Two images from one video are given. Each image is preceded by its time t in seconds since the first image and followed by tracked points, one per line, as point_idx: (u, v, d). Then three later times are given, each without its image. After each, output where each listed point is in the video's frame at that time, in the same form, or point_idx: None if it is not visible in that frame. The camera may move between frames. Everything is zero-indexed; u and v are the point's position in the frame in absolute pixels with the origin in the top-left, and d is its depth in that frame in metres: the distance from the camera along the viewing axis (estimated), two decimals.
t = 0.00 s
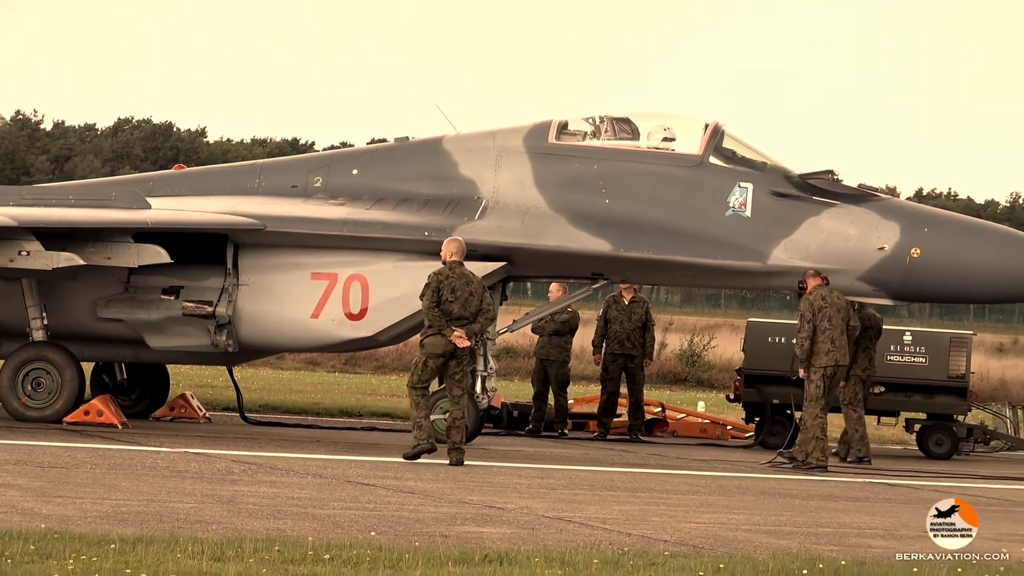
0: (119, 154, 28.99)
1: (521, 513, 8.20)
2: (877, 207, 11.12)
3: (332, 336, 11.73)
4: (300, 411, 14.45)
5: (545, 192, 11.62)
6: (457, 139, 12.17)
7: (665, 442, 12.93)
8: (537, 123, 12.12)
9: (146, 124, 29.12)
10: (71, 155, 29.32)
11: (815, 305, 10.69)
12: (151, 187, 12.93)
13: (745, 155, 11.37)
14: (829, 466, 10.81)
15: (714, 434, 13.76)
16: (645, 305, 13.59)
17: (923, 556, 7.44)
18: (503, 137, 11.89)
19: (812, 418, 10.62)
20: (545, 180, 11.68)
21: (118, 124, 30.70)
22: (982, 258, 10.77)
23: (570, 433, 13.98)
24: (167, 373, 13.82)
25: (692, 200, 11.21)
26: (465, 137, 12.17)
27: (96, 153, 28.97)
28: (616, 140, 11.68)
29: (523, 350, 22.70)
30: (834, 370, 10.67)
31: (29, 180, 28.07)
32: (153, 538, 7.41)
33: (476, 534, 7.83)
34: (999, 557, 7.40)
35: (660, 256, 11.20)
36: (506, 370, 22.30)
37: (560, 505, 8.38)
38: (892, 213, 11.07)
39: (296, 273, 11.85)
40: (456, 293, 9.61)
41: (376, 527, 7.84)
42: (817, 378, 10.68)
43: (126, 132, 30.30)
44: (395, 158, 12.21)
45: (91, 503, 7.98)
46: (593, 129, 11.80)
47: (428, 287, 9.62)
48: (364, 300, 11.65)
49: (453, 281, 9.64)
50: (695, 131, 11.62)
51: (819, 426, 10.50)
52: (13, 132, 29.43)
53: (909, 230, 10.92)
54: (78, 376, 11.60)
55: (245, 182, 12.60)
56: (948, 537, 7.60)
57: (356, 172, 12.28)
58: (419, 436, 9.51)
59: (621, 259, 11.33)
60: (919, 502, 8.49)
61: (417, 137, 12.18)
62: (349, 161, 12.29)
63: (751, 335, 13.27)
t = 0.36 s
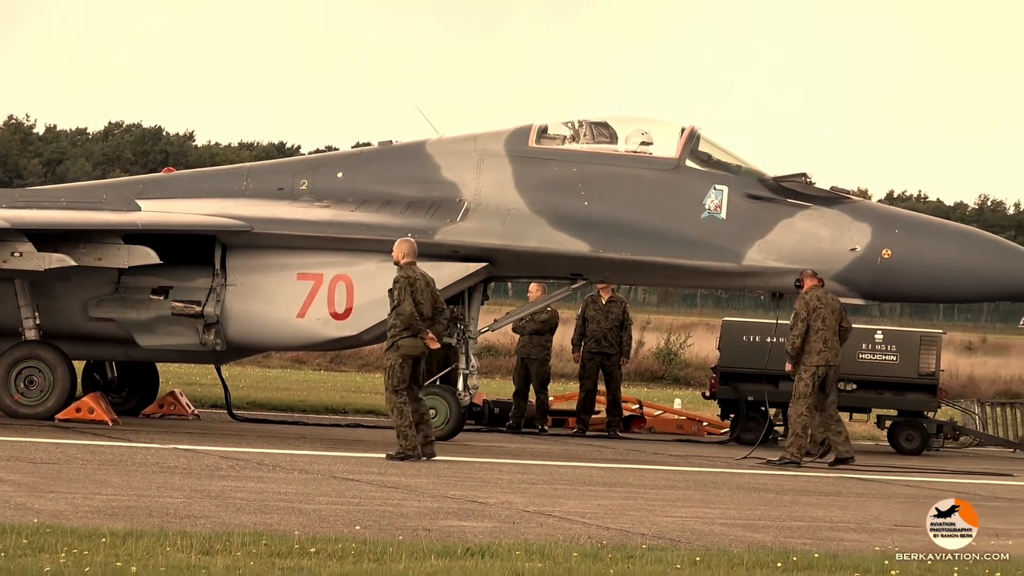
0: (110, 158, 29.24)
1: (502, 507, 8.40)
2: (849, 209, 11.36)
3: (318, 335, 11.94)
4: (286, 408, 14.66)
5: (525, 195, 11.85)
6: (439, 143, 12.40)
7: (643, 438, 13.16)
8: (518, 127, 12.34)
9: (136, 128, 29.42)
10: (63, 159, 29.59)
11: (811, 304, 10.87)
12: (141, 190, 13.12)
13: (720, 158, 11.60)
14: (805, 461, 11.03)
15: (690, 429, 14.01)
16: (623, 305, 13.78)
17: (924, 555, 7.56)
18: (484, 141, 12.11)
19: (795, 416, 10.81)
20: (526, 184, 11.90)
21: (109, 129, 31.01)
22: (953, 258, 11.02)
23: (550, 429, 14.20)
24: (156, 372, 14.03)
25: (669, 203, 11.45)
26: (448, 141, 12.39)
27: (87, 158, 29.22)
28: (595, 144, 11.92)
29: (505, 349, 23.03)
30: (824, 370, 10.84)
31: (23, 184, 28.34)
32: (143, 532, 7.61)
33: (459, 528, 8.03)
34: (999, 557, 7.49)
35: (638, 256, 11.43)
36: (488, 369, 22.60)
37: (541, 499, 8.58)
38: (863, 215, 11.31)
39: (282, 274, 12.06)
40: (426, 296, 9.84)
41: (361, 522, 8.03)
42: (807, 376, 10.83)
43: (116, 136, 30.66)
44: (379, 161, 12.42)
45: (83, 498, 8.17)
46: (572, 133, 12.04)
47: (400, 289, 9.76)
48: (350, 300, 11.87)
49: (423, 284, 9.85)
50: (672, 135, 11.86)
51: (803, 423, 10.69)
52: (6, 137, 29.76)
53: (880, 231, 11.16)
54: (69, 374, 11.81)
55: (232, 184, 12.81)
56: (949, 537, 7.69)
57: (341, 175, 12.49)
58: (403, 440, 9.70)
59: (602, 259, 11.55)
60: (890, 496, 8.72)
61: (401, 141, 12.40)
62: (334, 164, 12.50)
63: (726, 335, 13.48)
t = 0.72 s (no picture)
0: (102, 160, 29.49)
1: (485, 501, 8.60)
2: (823, 209, 11.56)
3: (305, 334, 12.13)
4: (274, 403, 14.91)
5: (507, 195, 12.06)
6: (423, 145, 12.61)
7: (623, 433, 13.40)
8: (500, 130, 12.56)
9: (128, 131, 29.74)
10: (56, 161, 29.87)
11: (818, 305, 11.14)
12: (132, 191, 13.32)
13: (696, 160, 11.81)
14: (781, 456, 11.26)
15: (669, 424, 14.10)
16: (602, 303, 14.00)
17: (922, 555, 7.72)
18: (467, 143, 12.33)
19: (791, 410, 11.10)
20: (507, 186, 12.11)
21: (101, 132, 31.25)
22: (925, 258, 11.23)
23: (532, 425, 14.43)
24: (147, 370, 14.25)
25: (648, 204, 11.66)
26: (431, 143, 12.61)
27: (79, 160, 29.45)
28: (575, 147, 12.14)
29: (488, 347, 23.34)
30: (824, 370, 11.13)
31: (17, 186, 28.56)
32: (134, 526, 7.80)
33: (443, 522, 8.23)
34: (999, 557, 7.62)
35: (618, 256, 11.65)
36: (471, 366, 22.90)
37: (523, 493, 8.79)
38: (837, 215, 11.53)
39: (270, 273, 12.27)
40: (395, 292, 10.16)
41: (348, 515, 8.23)
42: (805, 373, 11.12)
43: (108, 139, 30.92)
44: (365, 163, 12.64)
45: (76, 492, 8.37)
46: (552, 136, 12.26)
47: (375, 288, 9.97)
48: (336, 299, 12.08)
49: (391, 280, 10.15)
50: (651, 138, 12.08)
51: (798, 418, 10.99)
52: None
53: (853, 231, 11.37)
54: (62, 371, 12.02)
55: (220, 186, 13.02)
56: (948, 537, 7.82)
57: (327, 177, 12.70)
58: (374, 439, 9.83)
59: (585, 259, 11.77)
60: (863, 490, 8.94)
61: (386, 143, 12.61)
62: (320, 166, 12.71)
63: (703, 331, 13.98)
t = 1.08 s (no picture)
0: (96, 162, 29.73)
1: (470, 494, 8.82)
2: (800, 209, 11.80)
3: (295, 330, 12.33)
4: (265, 400, 15.23)
5: (492, 195, 12.29)
6: (410, 146, 12.85)
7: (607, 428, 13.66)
8: (485, 131, 12.79)
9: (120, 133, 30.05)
10: (50, 163, 30.15)
11: (806, 300, 11.53)
12: (125, 191, 13.51)
13: (677, 160, 12.05)
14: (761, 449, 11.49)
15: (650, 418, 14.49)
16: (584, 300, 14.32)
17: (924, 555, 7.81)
18: (453, 144, 12.56)
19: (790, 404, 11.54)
20: (491, 186, 12.34)
21: (97, 134, 31.51)
22: (900, 257, 11.47)
23: (516, 419, 14.69)
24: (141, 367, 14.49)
25: (628, 203, 11.90)
26: (418, 144, 12.83)
27: (73, 160, 29.68)
28: (558, 148, 12.38)
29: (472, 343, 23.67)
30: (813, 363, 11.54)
31: (15, 188, 28.79)
32: (128, 518, 7.99)
33: (430, 514, 8.44)
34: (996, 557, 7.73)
35: (599, 254, 11.89)
36: (456, 362, 23.20)
37: (508, 486, 9.00)
38: (814, 214, 11.77)
39: (260, 271, 12.48)
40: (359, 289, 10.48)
41: (336, 508, 8.43)
42: (797, 367, 11.54)
43: (102, 140, 31.17)
44: (353, 164, 12.86)
45: (72, 486, 8.58)
46: (536, 137, 12.49)
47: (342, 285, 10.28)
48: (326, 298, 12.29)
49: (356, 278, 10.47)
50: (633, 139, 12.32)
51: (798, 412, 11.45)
52: None
53: (830, 230, 11.62)
54: (58, 368, 12.23)
55: (212, 186, 13.25)
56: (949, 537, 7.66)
57: (316, 177, 12.92)
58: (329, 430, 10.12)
59: (571, 257, 12.00)
60: (840, 482, 9.16)
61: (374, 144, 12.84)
62: (309, 167, 12.93)
63: (684, 328, 14.21)
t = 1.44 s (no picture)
0: (92, 163, 29.95)
1: (457, 486, 9.04)
2: (779, 208, 12.05)
3: (286, 328, 12.55)
4: (257, 395, 15.50)
5: (478, 195, 12.52)
6: (399, 147, 13.07)
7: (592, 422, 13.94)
8: (472, 132, 13.01)
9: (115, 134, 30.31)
10: (47, 164, 30.40)
11: (794, 299, 11.57)
12: (120, 192, 13.73)
13: (659, 160, 12.29)
14: (744, 443, 11.73)
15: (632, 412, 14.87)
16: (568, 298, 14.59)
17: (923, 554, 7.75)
18: (440, 145, 12.78)
19: (781, 401, 11.58)
20: (478, 186, 12.58)
21: (92, 137, 31.77)
22: (876, 255, 11.73)
23: (502, 414, 14.95)
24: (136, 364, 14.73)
25: (610, 203, 12.14)
26: (406, 145, 13.05)
27: (69, 161, 29.89)
28: (542, 148, 12.61)
29: (459, 339, 23.97)
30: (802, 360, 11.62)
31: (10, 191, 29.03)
32: (122, 511, 8.17)
33: (417, 506, 8.64)
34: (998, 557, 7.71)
35: (583, 253, 12.12)
36: (443, 357, 23.47)
37: (495, 479, 9.23)
38: (793, 213, 12.02)
39: (252, 270, 12.70)
40: (329, 287, 10.60)
41: (326, 500, 8.62)
42: (788, 365, 11.58)
43: (99, 142, 31.42)
44: (342, 164, 13.08)
45: (68, 480, 8.77)
46: (522, 138, 12.72)
47: (305, 283, 10.48)
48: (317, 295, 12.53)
49: (325, 276, 10.60)
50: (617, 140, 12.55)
51: (790, 409, 11.51)
52: None
53: (807, 228, 11.87)
54: (55, 364, 12.46)
55: (205, 187, 13.47)
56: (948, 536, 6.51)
57: (306, 178, 13.14)
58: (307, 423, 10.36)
59: (558, 256, 12.24)
60: (815, 475, 9.40)
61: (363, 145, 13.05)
62: (300, 168, 13.15)
63: (666, 324, 14.47)
